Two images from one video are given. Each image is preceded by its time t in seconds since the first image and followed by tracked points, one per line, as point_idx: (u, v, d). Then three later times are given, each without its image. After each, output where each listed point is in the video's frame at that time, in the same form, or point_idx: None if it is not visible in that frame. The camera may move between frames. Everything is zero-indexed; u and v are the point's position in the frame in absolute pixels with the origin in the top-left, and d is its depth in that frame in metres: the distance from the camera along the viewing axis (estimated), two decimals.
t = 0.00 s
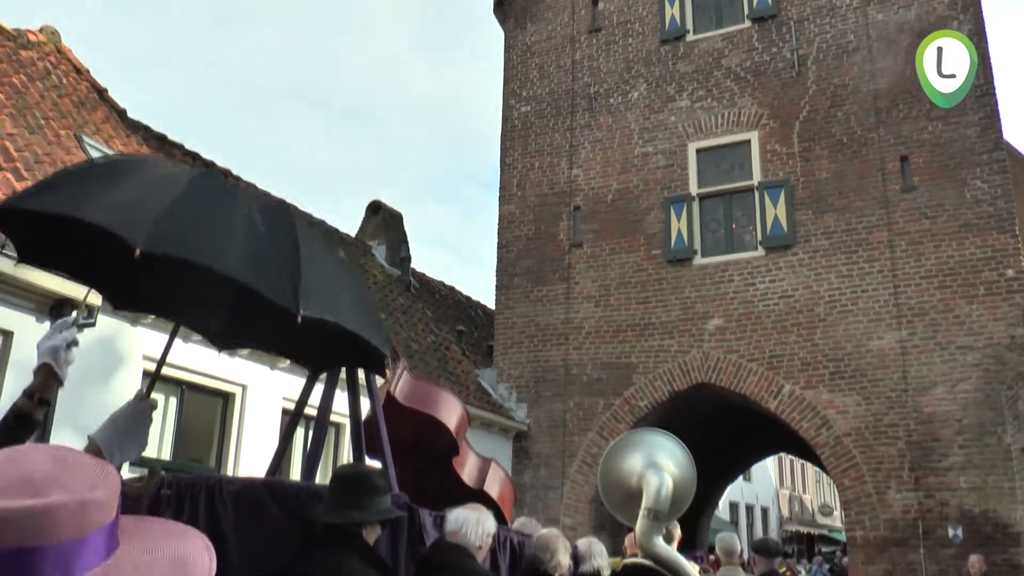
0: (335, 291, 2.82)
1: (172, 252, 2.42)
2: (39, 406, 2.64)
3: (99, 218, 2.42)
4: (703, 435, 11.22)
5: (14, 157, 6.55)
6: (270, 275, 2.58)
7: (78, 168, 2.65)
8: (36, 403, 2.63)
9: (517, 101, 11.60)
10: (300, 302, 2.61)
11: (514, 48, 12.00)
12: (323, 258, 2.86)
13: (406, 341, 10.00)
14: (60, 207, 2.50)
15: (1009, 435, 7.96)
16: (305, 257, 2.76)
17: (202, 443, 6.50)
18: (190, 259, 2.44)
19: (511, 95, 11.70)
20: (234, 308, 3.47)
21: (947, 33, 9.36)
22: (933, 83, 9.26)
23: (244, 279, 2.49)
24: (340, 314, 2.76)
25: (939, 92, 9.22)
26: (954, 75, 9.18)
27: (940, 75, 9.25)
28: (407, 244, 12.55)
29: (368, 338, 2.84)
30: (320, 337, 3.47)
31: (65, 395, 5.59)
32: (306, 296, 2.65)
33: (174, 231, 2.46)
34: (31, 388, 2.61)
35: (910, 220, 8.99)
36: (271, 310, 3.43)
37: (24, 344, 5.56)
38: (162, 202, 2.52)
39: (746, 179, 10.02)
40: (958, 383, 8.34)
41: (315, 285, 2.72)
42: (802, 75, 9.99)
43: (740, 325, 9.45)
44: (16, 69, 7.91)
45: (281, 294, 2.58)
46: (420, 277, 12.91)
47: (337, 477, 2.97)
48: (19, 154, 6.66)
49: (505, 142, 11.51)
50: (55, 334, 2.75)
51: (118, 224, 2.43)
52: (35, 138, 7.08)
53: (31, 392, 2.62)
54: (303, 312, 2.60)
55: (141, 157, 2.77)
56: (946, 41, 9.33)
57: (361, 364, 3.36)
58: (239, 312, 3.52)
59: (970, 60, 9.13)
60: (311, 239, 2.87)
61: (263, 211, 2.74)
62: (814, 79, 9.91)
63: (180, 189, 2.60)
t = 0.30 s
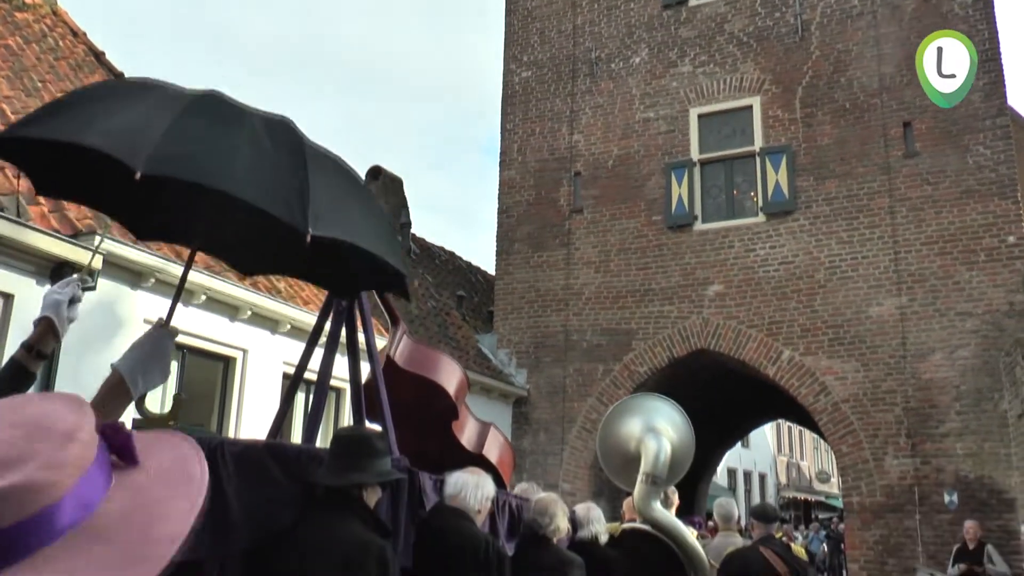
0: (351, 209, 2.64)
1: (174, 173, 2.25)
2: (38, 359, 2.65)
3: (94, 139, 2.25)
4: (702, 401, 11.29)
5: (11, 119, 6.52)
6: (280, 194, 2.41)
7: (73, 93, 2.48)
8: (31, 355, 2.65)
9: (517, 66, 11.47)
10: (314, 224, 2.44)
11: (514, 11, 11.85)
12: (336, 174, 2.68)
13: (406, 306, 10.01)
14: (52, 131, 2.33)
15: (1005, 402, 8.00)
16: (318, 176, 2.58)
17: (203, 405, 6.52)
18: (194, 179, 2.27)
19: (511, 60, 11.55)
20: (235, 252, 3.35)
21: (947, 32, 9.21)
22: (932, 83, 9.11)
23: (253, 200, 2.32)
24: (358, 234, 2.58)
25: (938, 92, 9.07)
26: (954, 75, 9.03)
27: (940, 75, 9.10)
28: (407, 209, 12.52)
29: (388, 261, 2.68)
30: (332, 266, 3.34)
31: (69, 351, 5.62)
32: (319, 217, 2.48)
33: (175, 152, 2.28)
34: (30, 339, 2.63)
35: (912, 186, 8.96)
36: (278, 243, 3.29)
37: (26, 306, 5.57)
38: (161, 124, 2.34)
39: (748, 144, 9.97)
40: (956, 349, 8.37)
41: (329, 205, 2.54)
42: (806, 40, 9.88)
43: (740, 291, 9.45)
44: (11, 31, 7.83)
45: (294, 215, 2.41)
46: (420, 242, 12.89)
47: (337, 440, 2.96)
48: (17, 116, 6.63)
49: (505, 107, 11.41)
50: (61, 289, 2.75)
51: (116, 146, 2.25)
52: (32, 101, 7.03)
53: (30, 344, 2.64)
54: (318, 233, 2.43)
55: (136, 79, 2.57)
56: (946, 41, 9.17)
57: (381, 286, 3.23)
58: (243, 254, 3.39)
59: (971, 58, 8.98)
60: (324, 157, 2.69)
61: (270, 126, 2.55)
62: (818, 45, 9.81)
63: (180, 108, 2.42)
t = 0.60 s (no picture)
0: (365, 144, 2.65)
1: (191, 117, 2.25)
2: (43, 333, 2.67)
3: (107, 88, 2.24)
4: (702, 374, 11.33)
5: (9, 89, 6.48)
6: (297, 132, 2.42)
7: (77, 48, 2.45)
8: (35, 327, 2.66)
9: (519, 38, 11.35)
10: (332, 158, 2.46)
11: None
12: (347, 109, 2.69)
13: (407, 279, 10.01)
14: (63, 85, 2.32)
15: (1004, 376, 8.03)
16: (332, 113, 2.59)
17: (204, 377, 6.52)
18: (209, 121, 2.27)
19: (513, 32, 11.43)
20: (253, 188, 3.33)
21: (946, 32, 9.08)
22: (932, 83, 9.00)
23: (269, 137, 2.33)
24: (376, 164, 2.60)
25: (938, 92, 8.95)
26: (954, 75, 8.92)
27: (940, 75, 8.99)
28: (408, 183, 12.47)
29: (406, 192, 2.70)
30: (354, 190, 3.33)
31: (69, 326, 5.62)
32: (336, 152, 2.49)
33: (189, 96, 2.29)
34: (36, 312, 2.65)
35: (914, 160, 8.93)
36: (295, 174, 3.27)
37: (26, 276, 5.57)
38: (171, 70, 2.34)
39: (750, 118, 9.92)
40: (957, 324, 8.39)
41: (344, 140, 2.56)
42: (809, 13, 9.79)
43: (740, 265, 9.45)
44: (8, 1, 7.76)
45: (312, 150, 2.43)
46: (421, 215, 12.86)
47: (337, 412, 2.97)
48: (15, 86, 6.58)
49: (506, 80, 11.32)
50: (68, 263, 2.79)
51: (129, 95, 2.25)
52: (30, 71, 6.98)
53: (35, 317, 2.66)
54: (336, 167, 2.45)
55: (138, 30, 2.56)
56: (946, 41, 9.05)
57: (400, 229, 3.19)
58: (261, 192, 3.37)
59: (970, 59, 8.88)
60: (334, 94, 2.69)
61: (278, 66, 2.56)
62: (822, 18, 9.72)
63: (188, 53, 2.41)
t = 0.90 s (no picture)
0: (384, 94, 2.62)
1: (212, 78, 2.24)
2: (44, 302, 2.69)
3: (123, 54, 2.23)
4: (703, 345, 11.37)
5: (6, 56, 6.43)
6: (317, 87, 2.40)
7: (88, 14, 2.44)
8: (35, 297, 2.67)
9: (521, 7, 11.22)
10: (353, 111, 2.44)
11: None
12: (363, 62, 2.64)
13: (408, 249, 10.01)
14: (78, 53, 2.31)
15: (1003, 348, 8.06)
16: (352, 65, 2.56)
17: (205, 345, 6.51)
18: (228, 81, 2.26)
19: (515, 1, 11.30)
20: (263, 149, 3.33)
21: (946, 32, 8.94)
22: (932, 83, 8.85)
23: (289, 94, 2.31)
24: (396, 116, 2.58)
25: (937, 91, 8.83)
26: (954, 75, 8.79)
27: (940, 75, 8.85)
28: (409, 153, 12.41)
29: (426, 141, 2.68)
30: (365, 143, 3.33)
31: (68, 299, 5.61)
32: (358, 104, 2.47)
33: (209, 58, 2.28)
34: (37, 281, 2.66)
35: (918, 131, 8.89)
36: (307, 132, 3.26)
37: (26, 244, 5.56)
38: (187, 34, 2.32)
39: (753, 89, 9.87)
40: (957, 296, 8.41)
41: (366, 91, 2.54)
42: None
43: (742, 237, 9.45)
44: None
45: (331, 105, 2.40)
46: (423, 185, 12.80)
47: (337, 375, 2.95)
48: (11, 53, 6.53)
49: (508, 50, 11.22)
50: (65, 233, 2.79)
51: (149, 60, 2.24)
52: (27, 38, 6.91)
53: (35, 286, 2.67)
54: (358, 120, 2.43)
55: None
56: (947, 42, 8.92)
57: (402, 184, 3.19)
58: (267, 150, 3.35)
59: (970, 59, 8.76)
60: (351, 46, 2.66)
61: (290, 20, 2.51)
62: None
63: (200, 14, 2.38)
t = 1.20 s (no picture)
0: (410, 76, 2.61)
1: (254, 60, 2.19)
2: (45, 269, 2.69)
3: (160, 32, 2.15)
4: (703, 316, 11.40)
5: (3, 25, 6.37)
6: (353, 69, 2.38)
7: None
8: (41, 264, 2.65)
9: None
10: (386, 94, 2.43)
11: None
12: (388, 42, 2.62)
13: (409, 220, 10.01)
14: (107, 28, 2.21)
15: (1004, 321, 8.10)
16: (379, 48, 2.54)
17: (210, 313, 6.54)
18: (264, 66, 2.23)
19: None
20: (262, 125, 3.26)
21: (946, 32, 8.82)
22: (932, 83, 8.71)
23: (328, 77, 2.29)
24: (424, 99, 2.58)
25: (937, 90, 8.71)
26: (954, 74, 8.67)
27: (940, 75, 8.70)
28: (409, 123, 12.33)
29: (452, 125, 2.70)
30: (365, 111, 3.28)
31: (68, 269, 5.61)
32: (390, 86, 2.46)
33: (249, 39, 2.22)
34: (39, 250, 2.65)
35: (922, 103, 8.84)
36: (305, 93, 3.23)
37: (26, 214, 5.54)
38: (222, 13, 2.26)
39: (757, 59, 9.81)
40: (959, 268, 8.42)
41: (395, 74, 2.53)
42: None
43: (744, 208, 9.44)
44: None
45: (366, 87, 2.39)
46: (424, 156, 12.75)
47: (338, 343, 2.96)
48: (9, 22, 6.46)
49: (510, 20, 11.12)
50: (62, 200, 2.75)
51: (187, 40, 2.17)
52: (24, 6, 6.83)
53: (37, 254, 2.66)
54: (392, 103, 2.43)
55: None
56: (947, 41, 8.79)
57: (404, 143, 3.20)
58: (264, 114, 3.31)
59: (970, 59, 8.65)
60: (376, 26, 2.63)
61: None
62: None
63: None
